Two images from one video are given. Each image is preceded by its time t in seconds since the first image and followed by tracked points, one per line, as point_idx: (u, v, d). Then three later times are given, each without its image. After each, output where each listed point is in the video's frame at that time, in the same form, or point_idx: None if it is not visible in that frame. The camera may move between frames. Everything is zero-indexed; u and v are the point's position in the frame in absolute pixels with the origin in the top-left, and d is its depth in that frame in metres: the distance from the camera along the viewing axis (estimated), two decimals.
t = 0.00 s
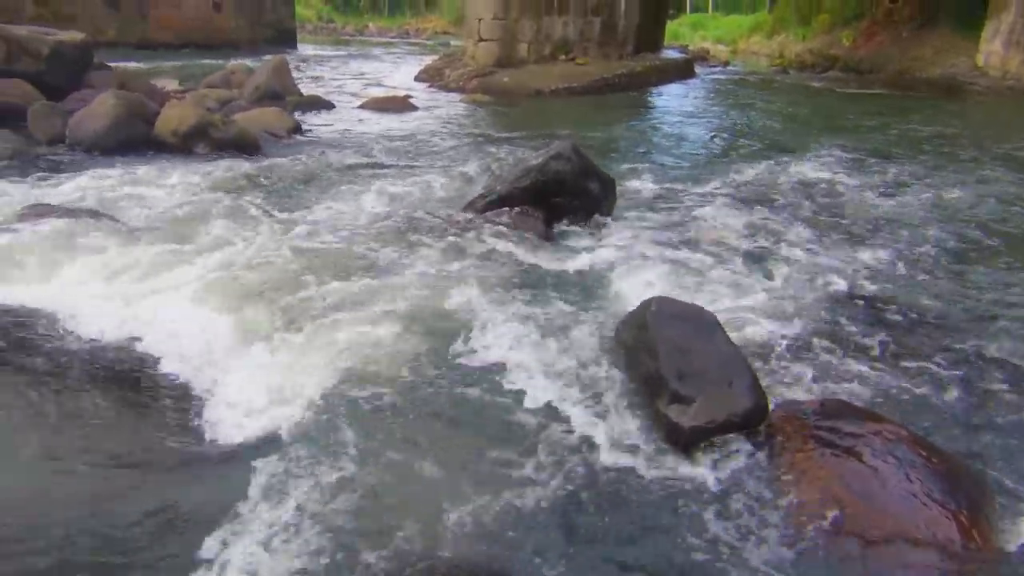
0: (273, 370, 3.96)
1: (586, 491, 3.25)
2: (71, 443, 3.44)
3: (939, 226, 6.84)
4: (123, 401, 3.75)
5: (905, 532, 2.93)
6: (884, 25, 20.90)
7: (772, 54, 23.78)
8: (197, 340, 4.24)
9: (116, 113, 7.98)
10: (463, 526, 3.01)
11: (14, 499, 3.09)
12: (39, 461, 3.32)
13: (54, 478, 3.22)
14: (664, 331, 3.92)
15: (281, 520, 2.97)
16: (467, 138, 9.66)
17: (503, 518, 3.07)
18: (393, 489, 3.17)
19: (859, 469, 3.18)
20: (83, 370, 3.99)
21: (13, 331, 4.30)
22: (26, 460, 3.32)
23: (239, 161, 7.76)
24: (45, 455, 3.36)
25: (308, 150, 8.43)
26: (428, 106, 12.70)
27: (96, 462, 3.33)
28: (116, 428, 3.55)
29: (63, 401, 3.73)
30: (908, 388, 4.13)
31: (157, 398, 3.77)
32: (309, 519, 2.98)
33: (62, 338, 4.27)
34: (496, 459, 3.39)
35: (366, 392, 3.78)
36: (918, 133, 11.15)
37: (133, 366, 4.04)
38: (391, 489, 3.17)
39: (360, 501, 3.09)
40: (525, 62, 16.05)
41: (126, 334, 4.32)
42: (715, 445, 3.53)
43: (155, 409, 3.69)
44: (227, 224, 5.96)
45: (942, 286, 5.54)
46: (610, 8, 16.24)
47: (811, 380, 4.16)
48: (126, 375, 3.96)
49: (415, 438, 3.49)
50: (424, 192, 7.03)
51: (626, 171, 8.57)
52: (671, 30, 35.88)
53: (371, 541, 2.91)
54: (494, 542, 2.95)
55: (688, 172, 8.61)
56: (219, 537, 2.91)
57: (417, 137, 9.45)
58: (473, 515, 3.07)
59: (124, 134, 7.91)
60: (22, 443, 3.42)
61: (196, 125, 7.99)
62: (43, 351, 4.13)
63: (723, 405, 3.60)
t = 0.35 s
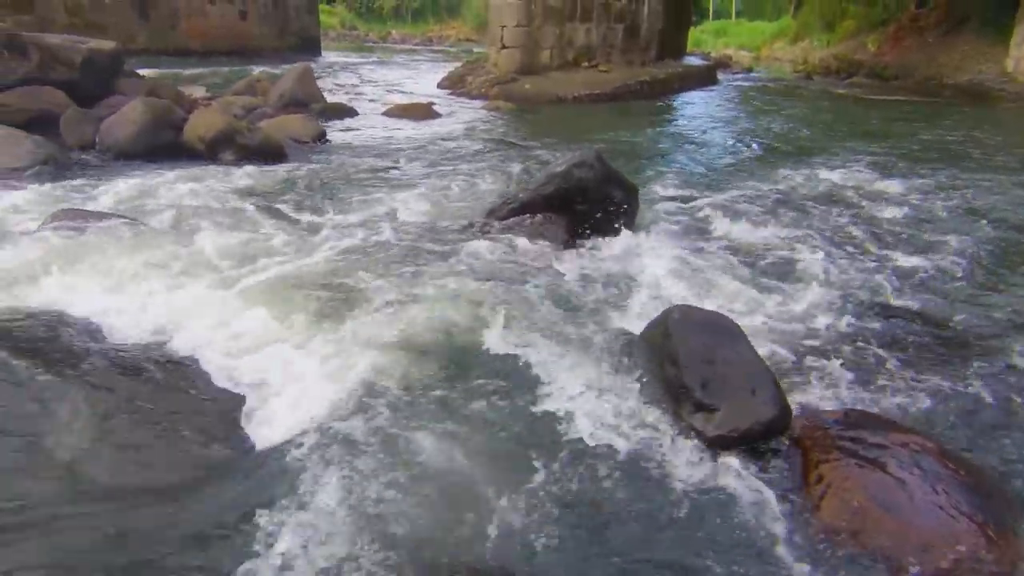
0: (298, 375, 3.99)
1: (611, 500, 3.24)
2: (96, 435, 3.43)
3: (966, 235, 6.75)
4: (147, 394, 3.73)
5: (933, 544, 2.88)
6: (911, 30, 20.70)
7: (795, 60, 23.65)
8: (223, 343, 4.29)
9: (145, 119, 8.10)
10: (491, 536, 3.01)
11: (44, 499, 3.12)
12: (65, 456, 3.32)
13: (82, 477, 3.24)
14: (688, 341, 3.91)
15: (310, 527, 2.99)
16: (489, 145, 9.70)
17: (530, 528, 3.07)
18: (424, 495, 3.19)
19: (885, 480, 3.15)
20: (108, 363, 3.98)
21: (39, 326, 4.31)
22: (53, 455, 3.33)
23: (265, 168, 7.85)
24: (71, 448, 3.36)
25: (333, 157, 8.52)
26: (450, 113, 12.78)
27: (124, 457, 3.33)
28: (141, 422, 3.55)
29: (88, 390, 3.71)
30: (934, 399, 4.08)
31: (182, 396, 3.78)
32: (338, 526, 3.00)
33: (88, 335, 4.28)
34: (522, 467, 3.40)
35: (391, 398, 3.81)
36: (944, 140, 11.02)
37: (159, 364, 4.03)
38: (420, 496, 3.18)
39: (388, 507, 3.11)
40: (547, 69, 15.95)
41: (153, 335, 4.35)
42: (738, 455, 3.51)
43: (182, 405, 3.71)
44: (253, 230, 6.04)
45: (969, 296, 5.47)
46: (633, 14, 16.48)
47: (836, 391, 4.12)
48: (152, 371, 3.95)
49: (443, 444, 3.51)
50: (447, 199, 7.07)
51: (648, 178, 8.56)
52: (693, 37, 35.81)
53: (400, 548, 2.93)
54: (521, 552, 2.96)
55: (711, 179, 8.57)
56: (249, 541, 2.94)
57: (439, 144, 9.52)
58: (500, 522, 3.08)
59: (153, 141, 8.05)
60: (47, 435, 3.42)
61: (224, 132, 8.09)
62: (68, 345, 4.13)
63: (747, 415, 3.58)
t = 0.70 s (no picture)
0: (317, 379, 4.03)
1: (625, 509, 3.23)
2: (109, 445, 3.48)
3: (987, 242, 6.68)
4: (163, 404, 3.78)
5: (952, 553, 2.87)
6: (932, 35, 20.54)
7: (814, 66, 23.52)
8: (242, 348, 4.33)
9: (168, 125, 8.21)
10: (506, 540, 3.02)
11: (54, 501, 3.14)
12: (79, 462, 3.36)
13: (94, 481, 3.26)
14: (706, 347, 3.90)
15: (324, 532, 3.00)
16: (505, 151, 9.73)
17: (543, 536, 3.06)
18: (437, 502, 3.19)
19: (905, 488, 3.13)
20: (123, 372, 4.03)
21: (58, 332, 4.37)
22: (65, 461, 3.37)
23: (283, 173, 7.91)
24: (84, 456, 3.40)
25: (350, 163, 8.56)
26: (467, 119, 12.84)
27: (136, 464, 3.36)
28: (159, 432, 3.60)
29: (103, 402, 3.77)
30: (953, 408, 4.04)
31: (197, 404, 3.82)
32: (352, 532, 3.01)
33: (108, 340, 4.34)
34: (536, 474, 3.39)
35: (407, 403, 3.82)
36: (965, 145, 10.90)
37: (176, 371, 4.08)
38: (433, 503, 3.18)
39: (402, 513, 3.11)
40: (564, 75, 15.96)
41: (171, 340, 4.40)
42: (756, 462, 3.51)
43: (197, 414, 3.75)
44: (272, 234, 6.11)
45: (989, 303, 5.41)
46: (650, 20, 16.50)
47: (853, 398, 4.10)
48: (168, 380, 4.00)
49: (457, 450, 3.51)
50: (463, 205, 7.11)
51: (664, 183, 8.55)
52: (710, 42, 35.76)
53: (413, 555, 2.93)
54: (534, 559, 2.95)
55: (728, 185, 8.55)
56: (262, 544, 2.95)
57: (456, 150, 9.57)
58: (514, 530, 3.07)
59: (175, 146, 8.16)
60: (61, 444, 3.46)
61: (244, 138, 8.21)
62: (87, 352, 4.19)
63: (765, 422, 3.57)
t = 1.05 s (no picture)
0: (335, 383, 4.05)
1: (642, 517, 3.21)
2: (126, 452, 3.51)
3: (1007, 247, 6.61)
4: (181, 412, 3.82)
5: (972, 561, 2.83)
6: (950, 39, 20.37)
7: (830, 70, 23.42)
8: (259, 352, 4.36)
9: (187, 130, 8.29)
10: (522, 544, 3.03)
11: (71, 509, 3.17)
12: (96, 469, 3.40)
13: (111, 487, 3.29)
14: (725, 354, 3.88)
15: (342, 537, 3.01)
16: (520, 156, 9.76)
17: (560, 543, 3.05)
18: (453, 508, 3.18)
19: (925, 496, 3.10)
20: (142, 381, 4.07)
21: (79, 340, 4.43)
22: (82, 468, 3.40)
23: (301, 178, 7.97)
24: (101, 463, 3.43)
25: (367, 168, 8.61)
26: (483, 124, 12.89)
27: (152, 472, 3.39)
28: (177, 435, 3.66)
29: (122, 411, 3.81)
30: (974, 415, 4.01)
31: (214, 411, 3.85)
32: (370, 537, 3.01)
33: (129, 345, 4.38)
34: (553, 480, 3.38)
35: (424, 407, 3.83)
36: (984, 150, 10.80)
37: (195, 377, 4.12)
38: (450, 508, 3.18)
39: (420, 518, 3.12)
40: (579, 80, 15.97)
41: (190, 345, 4.43)
42: (774, 468, 3.49)
43: (214, 421, 3.78)
44: (290, 239, 6.16)
45: (1010, 309, 5.36)
46: (666, 25, 16.50)
47: (872, 404, 4.07)
48: (186, 388, 4.03)
49: (474, 455, 3.51)
50: (479, 210, 7.14)
51: (680, 189, 8.53)
52: (726, 46, 35.69)
53: (430, 560, 2.93)
54: (552, 568, 2.94)
55: (744, 190, 8.52)
56: (278, 550, 2.96)
57: (472, 155, 9.60)
58: (531, 537, 3.07)
59: (194, 151, 8.24)
60: (78, 452, 3.51)
61: (262, 143, 8.27)
62: (107, 359, 4.24)
63: (783, 428, 3.55)
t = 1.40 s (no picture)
0: (360, 388, 4.08)
1: (665, 526, 3.19)
2: (157, 448, 3.53)
3: None
4: (207, 409, 3.85)
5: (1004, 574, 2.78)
6: (979, 44, 20.09)
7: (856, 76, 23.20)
8: (284, 356, 4.40)
9: (215, 137, 8.40)
10: (546, 550, 3.02)
11: (106, 501, 3.22)
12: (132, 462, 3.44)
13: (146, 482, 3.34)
14: (752, 363, 3.85)
15: (364, 541, 3.01)
16: (543, 163, 9.78)
17: (582, 551, 3.03)
18: (473, 513, 3.17)
19: (956, 508, 3.05)
20: (178, 376, 4.12)
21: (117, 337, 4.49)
22: (120, 459, 3.45)
23: (326, 184, 8.04)
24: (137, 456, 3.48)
25: (390, 174, 8.66)
26: (506, 130, 12.93)
27: (182, 470, 3.41)
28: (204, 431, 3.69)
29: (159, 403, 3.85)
30: (1005, 427, 3.93)
31: (244, 411, 3.87)
32: (392, 541, 3.01)
33: (160, 346, 4.43)
34: (577, 487, 3.37)
35: (448, 413, 3.84)
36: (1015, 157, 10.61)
37: (225, 377, 4.15)
38: (472, 514, 3.17)
39: (443, 522, 3.11)
40: (602, 87, 15.96)
41: (218, 348, 4.47)
42: (801, 478, 3.46)
43: (244, 419, 3.80)
44: (315, 244, 6.21)
45: None
46: (688, 32, 16.44)
47: (900, 415, 4.01)
48: (221, 386, 4.06)
49: (496, 461, 3.51)
50: (502, 217, 7.16)
51: (703, 196, 8.49)
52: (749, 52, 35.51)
53: (454, 565, 2.92)
54: None
55: (767, 198, 8.46)
56: (302, 553, 2.96)
57: (495, 161, 9.63)
58: (555, 544, 3.05)
59: (222, 157, 8.34)
60: (117, 441, 3.56)
61: (288, 149, 8.37)
62: (140, 356, 4.28)
63: (811, 438, 3.51)
